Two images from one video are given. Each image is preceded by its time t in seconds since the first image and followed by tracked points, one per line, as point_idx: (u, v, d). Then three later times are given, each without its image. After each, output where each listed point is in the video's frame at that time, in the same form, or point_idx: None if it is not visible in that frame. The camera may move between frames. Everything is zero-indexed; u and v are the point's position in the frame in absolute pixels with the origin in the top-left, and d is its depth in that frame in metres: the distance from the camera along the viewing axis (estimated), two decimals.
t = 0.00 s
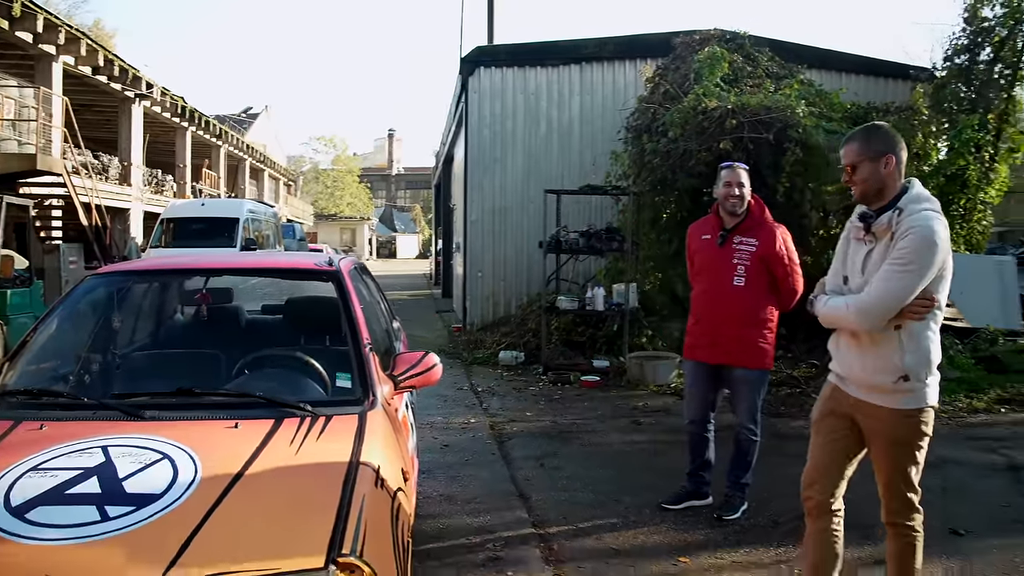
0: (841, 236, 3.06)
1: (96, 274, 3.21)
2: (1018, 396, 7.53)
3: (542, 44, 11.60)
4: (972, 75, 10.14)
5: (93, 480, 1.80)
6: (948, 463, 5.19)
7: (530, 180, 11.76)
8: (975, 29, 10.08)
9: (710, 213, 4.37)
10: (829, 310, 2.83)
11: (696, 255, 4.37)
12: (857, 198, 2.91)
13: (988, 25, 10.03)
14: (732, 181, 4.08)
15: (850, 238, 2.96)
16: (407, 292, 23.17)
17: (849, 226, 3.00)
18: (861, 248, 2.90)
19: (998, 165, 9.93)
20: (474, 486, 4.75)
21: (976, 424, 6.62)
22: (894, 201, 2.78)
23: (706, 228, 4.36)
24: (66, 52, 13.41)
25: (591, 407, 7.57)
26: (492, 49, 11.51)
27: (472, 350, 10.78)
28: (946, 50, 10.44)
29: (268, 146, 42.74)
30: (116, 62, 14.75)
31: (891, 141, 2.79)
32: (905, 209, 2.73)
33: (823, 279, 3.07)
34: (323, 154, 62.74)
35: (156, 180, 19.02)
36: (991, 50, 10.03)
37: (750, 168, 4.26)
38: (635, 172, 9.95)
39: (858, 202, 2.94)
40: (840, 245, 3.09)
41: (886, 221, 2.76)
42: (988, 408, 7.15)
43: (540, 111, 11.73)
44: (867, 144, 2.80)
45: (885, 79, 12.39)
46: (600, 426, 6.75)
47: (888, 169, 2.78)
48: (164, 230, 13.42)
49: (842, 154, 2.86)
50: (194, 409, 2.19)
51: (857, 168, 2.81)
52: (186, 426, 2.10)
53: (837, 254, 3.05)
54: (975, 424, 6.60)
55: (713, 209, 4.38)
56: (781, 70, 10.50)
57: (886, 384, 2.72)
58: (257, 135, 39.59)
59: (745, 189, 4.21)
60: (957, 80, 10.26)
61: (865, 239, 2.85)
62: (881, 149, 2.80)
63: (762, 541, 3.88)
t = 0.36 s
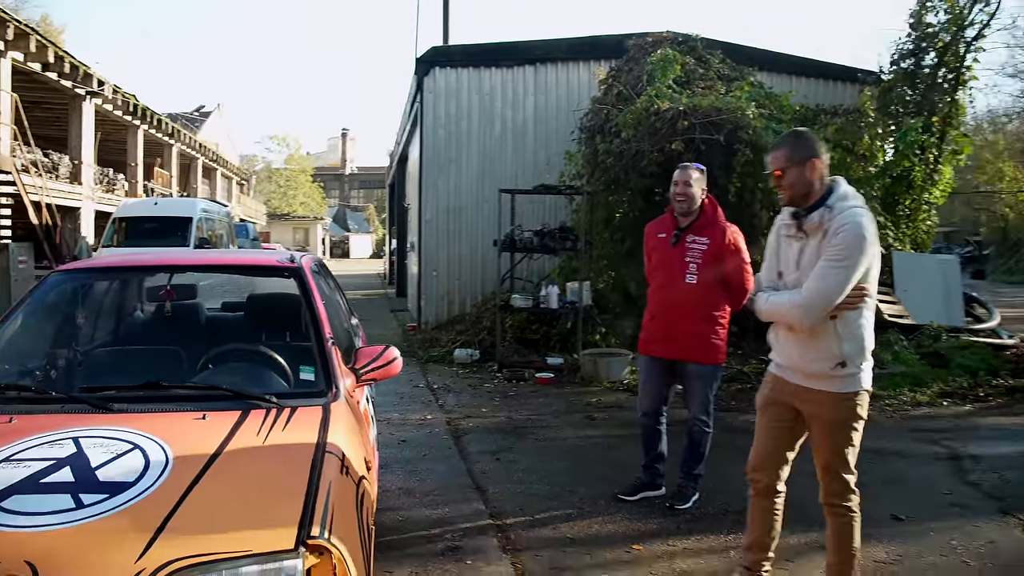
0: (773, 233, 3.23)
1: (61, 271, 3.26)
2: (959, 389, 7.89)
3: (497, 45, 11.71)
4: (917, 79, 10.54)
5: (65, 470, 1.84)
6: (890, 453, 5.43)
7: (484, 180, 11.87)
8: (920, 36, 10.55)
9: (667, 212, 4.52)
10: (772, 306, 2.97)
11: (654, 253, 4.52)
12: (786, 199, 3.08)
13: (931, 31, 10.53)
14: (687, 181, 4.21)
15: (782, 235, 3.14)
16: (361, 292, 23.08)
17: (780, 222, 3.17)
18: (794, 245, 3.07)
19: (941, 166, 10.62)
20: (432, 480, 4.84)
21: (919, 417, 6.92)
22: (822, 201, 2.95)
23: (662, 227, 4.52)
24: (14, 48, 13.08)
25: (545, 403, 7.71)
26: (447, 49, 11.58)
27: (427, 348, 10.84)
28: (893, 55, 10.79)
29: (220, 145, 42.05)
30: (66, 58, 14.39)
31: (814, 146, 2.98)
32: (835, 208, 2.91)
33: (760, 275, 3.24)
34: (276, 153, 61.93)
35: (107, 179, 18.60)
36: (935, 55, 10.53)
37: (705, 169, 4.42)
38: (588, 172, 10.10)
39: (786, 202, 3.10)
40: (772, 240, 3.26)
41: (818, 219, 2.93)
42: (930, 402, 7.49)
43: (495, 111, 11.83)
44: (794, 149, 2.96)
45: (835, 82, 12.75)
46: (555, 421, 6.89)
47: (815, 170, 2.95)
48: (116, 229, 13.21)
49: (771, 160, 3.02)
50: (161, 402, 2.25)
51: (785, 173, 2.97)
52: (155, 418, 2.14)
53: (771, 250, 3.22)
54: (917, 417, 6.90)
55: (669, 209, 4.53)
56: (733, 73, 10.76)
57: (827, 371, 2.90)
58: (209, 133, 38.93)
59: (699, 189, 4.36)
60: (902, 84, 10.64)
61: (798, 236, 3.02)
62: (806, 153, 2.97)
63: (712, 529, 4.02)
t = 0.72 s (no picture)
0: (673, 244, 3.37)
1: (26, 274, 3.26)
2: (902, 385, 8.26)
3: (450, 47, 11.79)
4: (862, 83, 11.16)
5: (49, 467, 1.87)
6: (836, 446, 5.67)
7: (438, 180, 11.92)
8: (866, 40, 11.23)
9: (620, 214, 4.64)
10: (683, 312, 3.08)
11: (606, 253, 4.64)
12: (682, 211, 3.24)
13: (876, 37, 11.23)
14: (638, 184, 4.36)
15: (684, 244, 3.27)
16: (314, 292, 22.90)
17: (679, 234, 3.32)
18: (696, 251, 3.20)
19: (885, 168, 11.30)
20: (393, 477, 4.91)
21: (863, 411, 7.22)
22: (717, 206, 3.12)
23: (615, 228, 4.63)
24: None
25: (501, 401, 7.83)
26: (401, 50, 11.67)
27: (382, 348, 10.88)
28: (839, 59, 11.39)
29: (168, 143, 41.21)
30: (11, 55, 14.04)
31: (701, 159, 3.19)
32: (730, 211, 3.07)
33: (667, 284, 3.35)
34: (225, 152, 60.91)
35: (53, 178, 18.15)
36: (879, 60, 11.24)
37: (657, 173, 4.56)
38: (542, 173, 10.25)
39: (682, 214, 3.26)
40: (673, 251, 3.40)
41: (717, 224, 3.08)
42: (875, 397, 7.83)
43: (448, 112, 11.90)
44: (684, 163, 3.17)
45: (782, 86, 13.14)
46: (511, 418, 7.01)
47: (705, 180, 3.16)
48: (65, 229, 12.98)
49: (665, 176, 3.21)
50: (136, 400, 2.29)
51: (681, 186, 3.17)
52: (133, 415, 2.18)
53: (674, 259, 3.35)
54: (862, 412, 7.20)
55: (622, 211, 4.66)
56: (683, 76, 11.02)
57: (743, 365, 3.05)
58: (157, 131, 38.15)
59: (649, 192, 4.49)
60: (849, 87, 11.15)
61: (699, 242, 3.16)
62: (695, 165, 3.19)
63: (668, 521, 4.16)
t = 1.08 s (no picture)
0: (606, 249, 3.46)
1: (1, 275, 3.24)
2: (861, 381, 8.52)
3: (411, 47, 11.81)
4: (820, 85, 11.47)
5: (39, 468, 1.90)
6: (797, 441, 5.84)
7: (400, 181, 11.91)
8: (823, 44, 11.53)
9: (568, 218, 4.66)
10: (619, 312, 3.15)
11: (555, 257, 4.65)
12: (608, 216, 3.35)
13: (833, 40, 11.54)
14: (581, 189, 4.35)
15: (615, 247, 3.37)
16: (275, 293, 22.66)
17: (608, 239, 3.42)
18: (628, 253, 3.30)
19: (842, 169, 11.64)
20: (365, 475, 4.92)
21: (822, 407, 7.43)
22: (642, 207, 3.23)
23: (563, 232, 4.64)
24: None
25: (468, 400, 7.88)
26: (363, 51, 11.66)
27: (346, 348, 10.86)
28: (798, 61, 11.68)
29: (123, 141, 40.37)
30: None
31: (623, 163, 3.31)
32: (656, 211, 3.19)
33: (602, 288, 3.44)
34: (182, 151, 59.86)
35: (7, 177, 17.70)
36: (836, 63, 11.56)
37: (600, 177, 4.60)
38: (505, 174, 10.32)
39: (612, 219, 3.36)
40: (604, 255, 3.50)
41: (645, 224, 3.19)
42: (834, 394, 8.07)
43: (410, 112, 11.91)
44: (607, 168, 3.28)
45: (742, 88, 13.39)
46: (478, 417, 7.06)
47: (629, 185, 3.27)
48: (21, 229, 12.69)
49: (590, 183, 3.31)
50: (118, 400, 2.32)
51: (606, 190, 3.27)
52: (119, 414, 2.22)
53: (607, 263, 3.45)
54: (821, 408, 7.41)
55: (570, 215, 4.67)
56: (645, 78, 11.19)
57: (683, 356, 3.14)
58: (112, 130, 37.38)
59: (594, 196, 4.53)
60: (807, 90, 11.45)
61: (630, 243, 3.26)
62: (618, 170, 3.30)
63: (637, 515, 4.24)
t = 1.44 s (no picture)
0: (580, 247, 3.47)
1: None
2: (831, 379, 8.70)
3: (383, 47, 11.76)
4: (788, 88, 11.68)
5: (39, 470, 1.91)
6: (771, 438, 5.94)
7: (371, 181, 11.88)
8: (792, 46, 11.73)
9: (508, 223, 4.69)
10: (591, 310, 3.17)
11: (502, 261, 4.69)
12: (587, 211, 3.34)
13: (802, 43, 11.74)
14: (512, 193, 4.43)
15: (590, 246, 3.38)
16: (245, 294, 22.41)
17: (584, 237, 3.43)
18: (603, 253, 3.32)
19: (810, 170, 11.83)
20: (345, 475, 4.91)
21: (794, 405, 7.57)
22: (620, 208, 3.24)
23: (505, 236, 4.67)
24: None
25: (445, 399, 7.89)
26: (335, 50, 11.60)
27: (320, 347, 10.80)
28: (767, 64, 11.86)
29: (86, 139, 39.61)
30: None
31: (610, 162, 3.30)
32: (634, 213, 3.20)
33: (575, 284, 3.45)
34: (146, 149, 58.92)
35: None
36: (804, 66, 11.75)
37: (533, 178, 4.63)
38: (479, 175, 10.35)
39: (591, 215, 3.36)
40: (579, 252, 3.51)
41: (621, 225, 3.21)
42: (805, 391, 8.22)
43: (382, 112, 11.88)
44: (597, 162, 3.25)
45: (711, 89, 13.55)
46: (455, 416, 7.08)
47: (614, 184, 3.26)
48: None
49: (575, 174, 3.28)
50: (112, 401, 2.35)
51: (590, 184, 3.25)
52: (116, 413, 2.25)
53: (581, 261, 3.46)
54: (793, 405, 7.55)
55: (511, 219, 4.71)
56: (617, 79, 11.27)
57: (648, 359, 3.17)
58: (76, 128, 36.68)
59: (527, 198, 4.56)
60: (775, 92, 11.67)
61: (604, 243, 3.28)
62: (605, 167, 3.30)
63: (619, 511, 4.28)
